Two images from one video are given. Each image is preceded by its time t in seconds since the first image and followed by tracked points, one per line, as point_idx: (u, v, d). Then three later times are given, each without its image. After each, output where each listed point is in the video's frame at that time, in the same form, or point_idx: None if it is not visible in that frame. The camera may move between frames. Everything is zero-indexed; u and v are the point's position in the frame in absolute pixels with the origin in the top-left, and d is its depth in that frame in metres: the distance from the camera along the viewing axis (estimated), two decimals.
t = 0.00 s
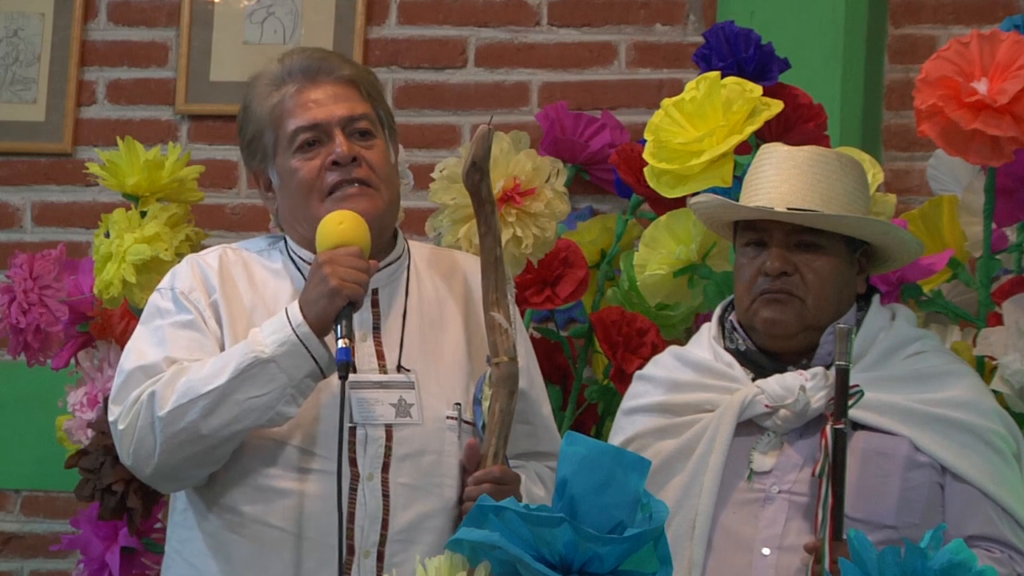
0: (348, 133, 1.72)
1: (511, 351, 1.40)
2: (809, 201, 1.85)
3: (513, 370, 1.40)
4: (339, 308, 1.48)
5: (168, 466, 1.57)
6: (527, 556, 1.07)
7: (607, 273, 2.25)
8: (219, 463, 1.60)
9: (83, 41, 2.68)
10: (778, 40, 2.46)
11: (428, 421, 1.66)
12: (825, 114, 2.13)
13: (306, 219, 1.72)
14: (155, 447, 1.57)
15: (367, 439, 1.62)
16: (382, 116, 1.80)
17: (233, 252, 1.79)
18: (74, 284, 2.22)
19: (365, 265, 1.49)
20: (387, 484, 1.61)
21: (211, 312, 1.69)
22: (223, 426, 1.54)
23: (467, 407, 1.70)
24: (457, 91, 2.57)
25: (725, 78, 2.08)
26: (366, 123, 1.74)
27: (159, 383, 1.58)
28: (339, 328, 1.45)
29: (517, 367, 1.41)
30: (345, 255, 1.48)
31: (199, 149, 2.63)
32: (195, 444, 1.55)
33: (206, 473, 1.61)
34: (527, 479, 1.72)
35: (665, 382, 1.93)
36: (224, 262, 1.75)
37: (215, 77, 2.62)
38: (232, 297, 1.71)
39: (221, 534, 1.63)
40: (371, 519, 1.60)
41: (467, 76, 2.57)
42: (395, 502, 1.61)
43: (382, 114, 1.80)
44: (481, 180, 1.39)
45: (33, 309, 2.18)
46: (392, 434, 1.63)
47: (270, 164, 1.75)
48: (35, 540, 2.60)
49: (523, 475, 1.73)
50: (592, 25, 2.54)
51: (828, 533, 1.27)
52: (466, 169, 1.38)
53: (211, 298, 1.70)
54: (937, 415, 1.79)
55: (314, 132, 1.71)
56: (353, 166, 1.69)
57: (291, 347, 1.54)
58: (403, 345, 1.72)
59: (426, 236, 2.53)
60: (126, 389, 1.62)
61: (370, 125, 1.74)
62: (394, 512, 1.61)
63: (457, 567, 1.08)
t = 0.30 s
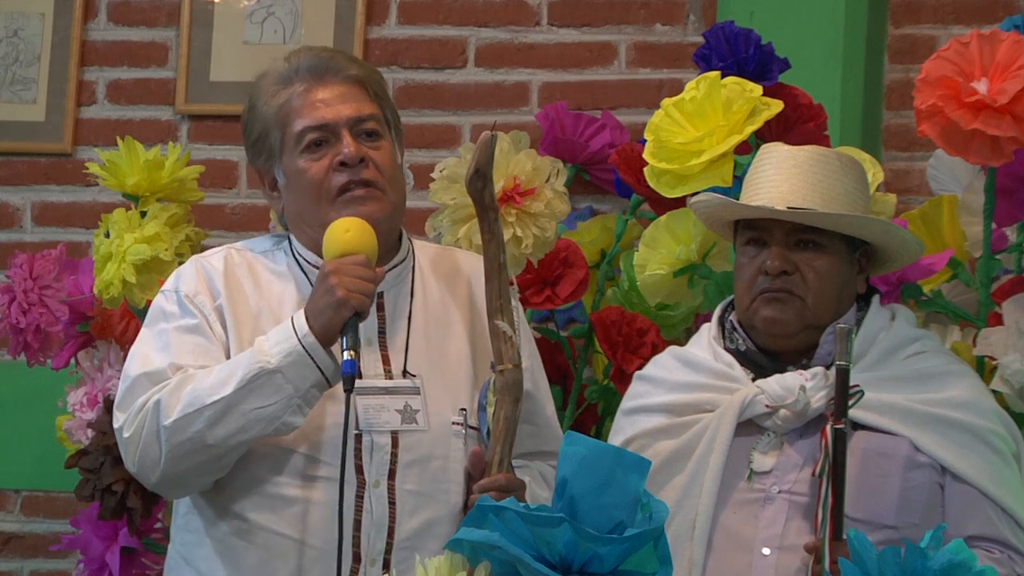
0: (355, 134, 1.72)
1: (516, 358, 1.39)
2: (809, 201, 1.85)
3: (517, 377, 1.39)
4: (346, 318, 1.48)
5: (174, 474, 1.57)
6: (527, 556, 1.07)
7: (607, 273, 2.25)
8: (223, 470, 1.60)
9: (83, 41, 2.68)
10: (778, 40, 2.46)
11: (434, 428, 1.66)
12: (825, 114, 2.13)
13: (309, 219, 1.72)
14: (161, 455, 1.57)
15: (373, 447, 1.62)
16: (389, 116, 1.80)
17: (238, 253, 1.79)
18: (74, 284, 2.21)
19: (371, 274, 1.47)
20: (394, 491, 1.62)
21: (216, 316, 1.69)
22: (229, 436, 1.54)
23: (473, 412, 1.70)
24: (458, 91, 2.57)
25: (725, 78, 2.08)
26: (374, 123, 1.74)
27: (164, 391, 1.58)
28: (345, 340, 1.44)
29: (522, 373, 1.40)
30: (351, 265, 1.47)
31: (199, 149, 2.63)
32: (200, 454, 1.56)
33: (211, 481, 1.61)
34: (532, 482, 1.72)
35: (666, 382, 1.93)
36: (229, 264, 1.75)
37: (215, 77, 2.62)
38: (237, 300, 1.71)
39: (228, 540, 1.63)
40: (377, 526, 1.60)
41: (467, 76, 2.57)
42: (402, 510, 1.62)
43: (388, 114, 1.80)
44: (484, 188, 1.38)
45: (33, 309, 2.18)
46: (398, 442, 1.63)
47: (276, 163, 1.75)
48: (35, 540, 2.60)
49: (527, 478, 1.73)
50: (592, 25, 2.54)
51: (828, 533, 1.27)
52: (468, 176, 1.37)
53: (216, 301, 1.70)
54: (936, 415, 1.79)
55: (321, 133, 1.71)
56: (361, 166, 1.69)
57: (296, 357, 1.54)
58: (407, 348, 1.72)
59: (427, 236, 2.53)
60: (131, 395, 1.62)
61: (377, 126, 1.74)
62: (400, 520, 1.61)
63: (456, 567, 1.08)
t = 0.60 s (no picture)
0: (365, 147, 1.72)
1: (517, 357, 1.40)
2: (810, 201, 1.85)
3: (519, 377, 1.40)
4: (344, 319, 1.47)
5: (173, 474, 1.57)
6: (527, 556, 1.07)
7: (607, 273, 2.25)
8: (223, 470, 1.60)
9: (83, 41, 2.68)
10: (778, 40, 2.46)
11: (435, 428, 1.66)
12: (825, 114, 2.13)
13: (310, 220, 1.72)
14: (160, 454, 1.57)
15: (374, 448, 1.62)
16: (396, 123, 1.81)
17: (238, 253, 1.79)
18: (74, 284, 2.21)
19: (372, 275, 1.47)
20: (394, 492, 1.62)
21: (216, 317, 1.69)
22: (228, 435, 1.54)
23: (473, 413, 1.70)
24: (457, 91, 2.57)
25: (725, 78, 2.08)
26: (384, 136, 1.74)
27: (164, 390, 1.58)
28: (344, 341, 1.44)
29: (523, 373, 1.41)
30: (351, 265, 1.47)
31: (199, 149, 2.63)
32: (200, 453, 1.56)
33: (210, 480, 1.61)
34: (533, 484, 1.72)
35: (667, 382, 1.93)
36: (230, 265, 1.76)
37: (215, 77, 2.61)
38: (237, 301, 1.71)
39: (229, 540, 1.63)
40: (377, 528, 1.60)
41: (467, 76, 2.57)
42: (403, 510, 1.62)
43: (395, 121, 1.80)
44: (485, 186, 1.39)
45: (33, 309, 2.18)
46: (399, 442, 1.63)
47: (281, 164, 1.75)
48: (35, 540, 2.60)
49: (528, 479, 1.73)
50: (592, 25, 2.54)
51: (828, 533, 1.27)
52: (470, 175, 1.38)
53: (216, 302, 1.70)
54: (936, 415, 1.79)
55: (332, 145, 1.71)
56: (371, 183, 1.69)
57: (296, 357, 1.53)
58: (408, 350, 1.72)
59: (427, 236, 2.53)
60: (131, 395, 1.62)
61: (387, 138, 1.74)
62: (401, 520, 1.61)
63: (457, 567, 1.08)
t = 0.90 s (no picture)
0: (363, 146, 1.72)
1: (517, 360, 1.40)
2: (810, 201, 1.85)
3: (519, 380, 1.40)
4: (343, 319, 1.47)
5: (173, 474, 1.57)
6: (527, 556, 1.07)
7: (607, 273, 2.25)
8: (224, 470, 1.60)
9: (83, 41, 2.68)
10: (779, 40, 2.46)
11: (436, 431, 1.66)
12: (825, 114, 2.13)
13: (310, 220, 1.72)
14: (160, 455, 1.57)
15: (374, 450, 1.62)
16: (397, 121, 1.79)
17: (241, 252, 1.79)
18: (74, 284, 2.21)
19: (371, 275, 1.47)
20: (394, 495, 1.61)
21: (219, 317, 1.69)
22: (228, 436, 1.54)
23: (475, 415, 1.70)
24: (457, 91, 2.57)
25: (725, 78, 2.08)
26: (383, 134, 1.73)
27: (164, 390, 1.58)
28: (343, 339, 1.43)
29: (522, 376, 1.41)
30: (350, 264, 1.47)
31: (199, 149, 2.63)
32: (200, 453, 1.56)
33: (211, 481, 1.61)
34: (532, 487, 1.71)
35: (667, 383, 1.93)
36: (232, 264, 1.76)
37: (215, 77, 2.61)
38: (240, 301, 1.71)
39: (229, 541, 1.63)
40: (377, 531, 1.60)
41: (467, 76, 2.57)
42: (402, 513, 1.62)
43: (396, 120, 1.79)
44: (486, 189, 1.38)
45: (33, 309, 2.18)
46: (399, 445, 1.63)
47: (282, 165, 1.75)
48: (35, 540, 2.60)
49: (529, 479, 1.73)
50: (592, 25, 2.54)
51: (828, 533, 1.27)
52: (471, 177, 1.37)
53: (218, 301, 1.70)
54: (936, 415, 1.79)
55: (328, 144, 1.71)
56: (367, 182, 1.69)
57: (294, 357, 1.53)
58: (410, 351, 1.72)
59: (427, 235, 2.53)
60: (132, 395, 1.62)
61: (385, 136, 1.74)
62: (401, 523, 1.61)
63: (457, 567, 1.08)
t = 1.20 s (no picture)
0: (366, 144, 1.72)
1: (518, 362, 1.39)
2: (810, 201, 1.85)
3: (519, 382, 1.38)
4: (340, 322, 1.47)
5: (168, 475, 1.57)
6: (527, 556, 1.07)
7: (607, 273, 2.25)
8: (220, 472, 1.60)
9: (83, 41, 2.68)
10: (778, 40, 2.46)
11: (436, 431, 1.66)
12: (825, 114, 2.13)
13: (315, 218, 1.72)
14: (156, 456, 1.57)
15: (373, 450, 1.62)
16: (401, 119, 1.78)
17: (244, 252, 1.79)
18: (74, 284, 2.21)
19: (370, 279, 1.47)
20: (393, 495, 1.61)
21: (219, 317, 1.69)
22: (223, 438, 1.54)
23: (476, 416, 1.70)
24: (457, 91, 2.57)
25: (725, 78, 2.08)
26: (386, 133, 1.73)
27: (161, 391, 1.57)
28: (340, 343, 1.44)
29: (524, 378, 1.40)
30: (347, 268, 1.47)
31: (199, 149, 2.63)
32: (196, 455, 1.56)
33: (208, 482, 1.61)
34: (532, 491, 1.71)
35: (668, 382, 1.93)
36: (234, 264, 1.76)
37: (215, 77, 2.61)
38: (240, 300, 1.71)
39: (228, 541, 1.63)
40: (376, 531, 1.60)
41: (467, 76, 2.57)
42: (401, 513, 1.61)
43: (400, 117, 1.78)
44: (489, 190, 1.39)
45: (33, 309, 2.18)
46: (399, 445, 1.63)
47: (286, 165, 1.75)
48: (35, 540, 2.60)
49: (532, 481, 1.73)
50: (592, 25, 2.54)
51: (828, 532, 1.27)
52: (474, 177, 1.38)
53: (219, 302, 1.70)
54: (937, 415, 1.79)
55: (332, 142, 1.71)
56: (370, 180, 1.69)
57: (290, 360, 1.53)
58: (412, 352, 1.72)
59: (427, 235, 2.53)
60: (129, 395, 1.62)
61: (389, 135, 1.74)
62: (399, 523, 1.61)
63: (457, 567, 1.08)
